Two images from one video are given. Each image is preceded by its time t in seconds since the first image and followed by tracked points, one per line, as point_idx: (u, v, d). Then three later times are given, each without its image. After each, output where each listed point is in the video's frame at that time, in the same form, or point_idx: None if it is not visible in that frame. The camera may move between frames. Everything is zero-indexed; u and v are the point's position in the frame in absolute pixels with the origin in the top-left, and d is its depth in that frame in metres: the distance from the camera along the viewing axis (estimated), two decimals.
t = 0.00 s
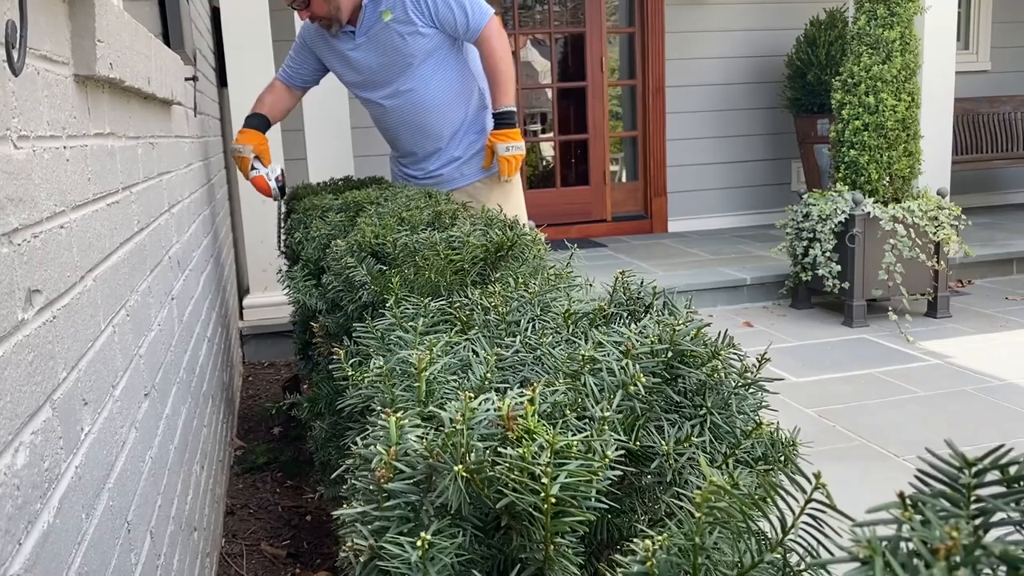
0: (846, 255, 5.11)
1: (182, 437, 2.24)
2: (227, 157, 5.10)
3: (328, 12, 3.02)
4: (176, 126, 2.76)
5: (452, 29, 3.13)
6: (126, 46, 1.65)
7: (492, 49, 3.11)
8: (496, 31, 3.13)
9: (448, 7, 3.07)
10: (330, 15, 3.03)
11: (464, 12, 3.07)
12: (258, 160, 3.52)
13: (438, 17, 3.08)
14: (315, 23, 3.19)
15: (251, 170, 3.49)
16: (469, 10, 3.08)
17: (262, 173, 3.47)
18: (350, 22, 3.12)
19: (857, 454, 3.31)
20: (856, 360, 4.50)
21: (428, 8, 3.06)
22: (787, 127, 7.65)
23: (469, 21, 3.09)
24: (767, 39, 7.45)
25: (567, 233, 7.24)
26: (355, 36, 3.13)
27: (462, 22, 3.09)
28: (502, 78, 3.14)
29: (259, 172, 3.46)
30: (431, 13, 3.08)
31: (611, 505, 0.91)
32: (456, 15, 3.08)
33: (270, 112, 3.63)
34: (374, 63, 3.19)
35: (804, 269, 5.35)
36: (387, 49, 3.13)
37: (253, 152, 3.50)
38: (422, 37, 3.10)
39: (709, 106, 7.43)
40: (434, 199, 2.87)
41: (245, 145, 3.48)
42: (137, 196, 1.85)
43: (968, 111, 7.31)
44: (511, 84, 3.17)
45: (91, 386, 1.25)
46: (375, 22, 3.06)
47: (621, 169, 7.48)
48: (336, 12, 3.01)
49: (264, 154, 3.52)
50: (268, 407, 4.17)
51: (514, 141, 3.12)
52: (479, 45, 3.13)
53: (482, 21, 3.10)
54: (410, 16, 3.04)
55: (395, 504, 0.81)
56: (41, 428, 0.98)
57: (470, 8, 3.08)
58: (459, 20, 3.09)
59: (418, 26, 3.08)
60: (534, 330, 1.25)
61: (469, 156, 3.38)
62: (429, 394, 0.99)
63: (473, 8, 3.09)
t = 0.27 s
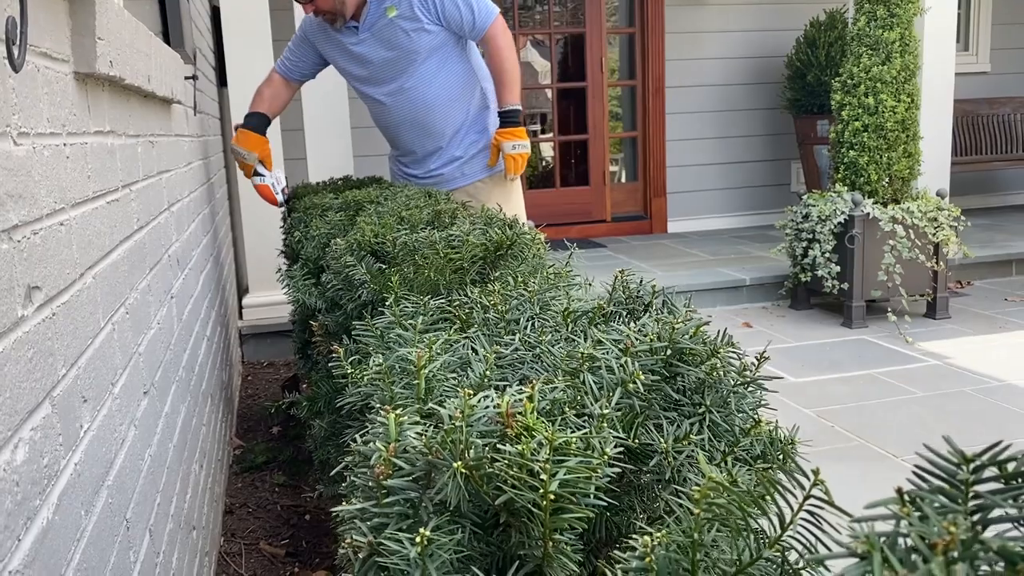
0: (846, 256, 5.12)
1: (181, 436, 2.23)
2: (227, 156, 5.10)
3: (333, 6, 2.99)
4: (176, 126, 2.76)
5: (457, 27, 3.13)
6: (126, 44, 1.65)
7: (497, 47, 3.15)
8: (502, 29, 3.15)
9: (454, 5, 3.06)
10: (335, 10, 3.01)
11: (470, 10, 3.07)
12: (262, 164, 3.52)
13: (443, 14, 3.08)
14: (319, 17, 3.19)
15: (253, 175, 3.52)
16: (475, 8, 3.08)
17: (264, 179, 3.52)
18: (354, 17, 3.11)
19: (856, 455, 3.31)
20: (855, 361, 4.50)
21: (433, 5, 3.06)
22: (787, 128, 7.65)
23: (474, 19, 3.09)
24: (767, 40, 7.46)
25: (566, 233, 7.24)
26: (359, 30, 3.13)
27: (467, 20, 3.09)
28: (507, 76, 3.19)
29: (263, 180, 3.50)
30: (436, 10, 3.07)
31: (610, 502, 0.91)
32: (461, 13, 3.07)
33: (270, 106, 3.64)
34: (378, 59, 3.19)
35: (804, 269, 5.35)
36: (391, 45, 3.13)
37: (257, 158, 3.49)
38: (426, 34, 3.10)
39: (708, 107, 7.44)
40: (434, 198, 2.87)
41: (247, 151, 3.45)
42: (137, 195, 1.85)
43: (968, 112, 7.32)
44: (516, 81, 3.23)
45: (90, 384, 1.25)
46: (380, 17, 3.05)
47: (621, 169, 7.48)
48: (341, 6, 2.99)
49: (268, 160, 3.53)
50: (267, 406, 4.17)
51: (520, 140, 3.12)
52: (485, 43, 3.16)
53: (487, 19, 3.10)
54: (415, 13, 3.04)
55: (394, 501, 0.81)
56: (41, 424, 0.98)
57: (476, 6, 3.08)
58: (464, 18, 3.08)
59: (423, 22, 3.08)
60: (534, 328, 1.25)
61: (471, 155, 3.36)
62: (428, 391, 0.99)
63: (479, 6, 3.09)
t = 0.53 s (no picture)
0: (845, 257, 5.12)
1: (181, 436, 2.23)
2: (227, 156, 5.10)
3: None
4: (176, 126, 2.76)
5: (460, 28, 3.12)
6: (128, 45, 1.66)
7: (500, 49, 3.11)
8: (504, 32, 3.11)
9: (458, 7, 3.05)
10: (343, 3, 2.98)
11: (474, 11, 3.06)
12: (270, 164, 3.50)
13: (447, 15, 3.07)
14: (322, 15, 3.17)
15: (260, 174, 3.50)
16: (479, 10, 3.07)
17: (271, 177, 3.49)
18: (358, 15, 3.10)
19: (856, 456, 3.31)
20: (854, 363, 4.50)
21: (437, 6, 3.05)
22: (786, 130, 7.65)
23: (478, 21, 3.08)
24: (768, 41, 7.46)
25: (566, 234, 7.24)
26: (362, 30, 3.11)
27: (471, 22, 3.08)
28: (509, 78, 3.15)
29: (269, 177, 3.48)
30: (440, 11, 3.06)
31: (610, 503, 0.91)
32: (464, 15, 3.07)
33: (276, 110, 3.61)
34: (379, 59, 3.18)
35: (803, 271, 5.35)
36: (394, 46, 3.12)
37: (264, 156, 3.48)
38: (430, 35, 3.09)
39: (708, 108, 7.44)
40: (434, 199, 2.87)
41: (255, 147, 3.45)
42: (137, 195, 1.85)
43: (968, 114, 7.31)
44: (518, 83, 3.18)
45: (90, 384, 1.25)
46: (384, 17, 3.04)
47: (621, 170, 7.48)
48: None
49: (275, 159, 3.50)
50: (266, 406, 4.17)
51: (521, 143, 3.11)
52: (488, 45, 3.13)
53: (491, 21, 3.09)
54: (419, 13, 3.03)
55: (394, 502, 0.81)
56: (40, 424, 0.98)
57: (480, 8, 3.07)
58: (468, 20, 3.07)
59: (427, 23, 3.07)
60: (534, 329, 1.25)
61: (472, 156, 3.37)
62: (429, 392, 0.99)
63: (483, 8, 3.08)
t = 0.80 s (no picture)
0: (845, 259, 5.12)
1: (179, 439, 2.23)
2: (226, 158, 5.09)
3: None
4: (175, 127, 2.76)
5: (467, 26, 3.12)
6: (128, 48, 1.66)
7: (507, 46, 3.10)
8: (512, 29, 3.12)
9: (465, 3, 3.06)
10: None
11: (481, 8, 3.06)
12: (265, 151, 3.38)
13: (454, 12, 3.08)
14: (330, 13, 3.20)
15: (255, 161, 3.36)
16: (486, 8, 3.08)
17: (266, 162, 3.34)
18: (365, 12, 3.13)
19: (855, 459, 3.31)
20: (854, 365, 4.50)
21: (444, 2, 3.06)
22: (786, 132, 7.65)
23: (485, 18, 3.08)
24: (767, 43, 7.45)
25: (565, 236, 7.24)
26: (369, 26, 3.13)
27: (477, 20, 3.09)
28: (518, 74, 3.13)
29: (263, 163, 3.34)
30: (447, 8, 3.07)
31: (610, 509, 0.90)
32: (471, 12, 3.07)
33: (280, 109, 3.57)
34: (386, 56, 3.18)
35: (803, 273, 5.35)
36: (400, 42, 3.12)
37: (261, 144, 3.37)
38: (436, 31, 3.09)
39: (708, 110, 7.44)
40: (434, 201, 2.86)
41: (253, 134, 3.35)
42: (136, 197, 1.85)
43: (967, 116, 7.30)
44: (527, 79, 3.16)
45: (89, 387, 1.24)
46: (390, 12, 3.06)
47: (620, 172, 7.48)
48: None
49: (272, 146, 3.39)
50: (266, 408, 4.16)
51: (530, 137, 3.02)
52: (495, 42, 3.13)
53: (498, 18, 3.10)
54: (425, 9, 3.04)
55: (394, 508, 0.81)
56: (39, 429, 0.97)
57: (487, 6, 3.08)
58: (475, 17, 3.07)
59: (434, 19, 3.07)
60: (534, 333, 1.25)
61: (478, 159, 3.31)
62: (429, 397, 0.99)
63: (490, 6, 3.08)
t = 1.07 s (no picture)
0: (845, 262, 5.12)
1: (179, 443, 2.23)
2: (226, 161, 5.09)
3: None
4: (175, 131, 2.76)
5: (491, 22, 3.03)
6: (127, 53, 1.66)
7: (533, 44, 3.06)
8: (536, 28, 3.07)
9: None
10: None
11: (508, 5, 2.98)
12: (264, 148, 3.26)
13: (480, 7, 2.99)
14: None
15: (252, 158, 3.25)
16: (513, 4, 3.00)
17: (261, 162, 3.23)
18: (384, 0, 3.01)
19: (854, 463, 3.31)
20: (853, 368, 4.50)
21: None
22: (785, 135, 7.65)
23: (511, 14, 3.00)
24: (767, 46, 7.45)
25: (565, 239, 7.25)
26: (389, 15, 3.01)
27: (503, 16, 3.00)
28: (544, 74, 3.10)
29: (259, 161, 3.22)
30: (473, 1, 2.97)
31: (610, 517, 0.90)
32: (497, 7, 2.99)
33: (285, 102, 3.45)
34: (404, 48, 3.06)
35: (802, 276, 5.36)
36: (421, 33, 3.00)
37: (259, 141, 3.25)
38: (460, 24, 2.99)
39: (707, 113, 7.44)
40: (434, 205, 2.86)
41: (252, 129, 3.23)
42: (136, 202, 1.85)
43: (967, 119, 7.30)
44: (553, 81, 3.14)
45: (88, 394, 1.24)
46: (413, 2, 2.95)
47: (620, 175, 7.48)
48: None
49: (271, 145, 3.27)
50: (265, 411, 4.16)
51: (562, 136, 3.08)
52: (520, 39, 3.06)
53: (525, 15, 3.02)
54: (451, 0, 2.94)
55: (393, 518, 0.81)
56: (38, 436, 0.97)
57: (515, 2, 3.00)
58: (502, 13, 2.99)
59: (458, 11, 2.98)
60: (533, 339, 1.24)
61: (492, 160, 3.18)
62: (428, 405, 0.99)
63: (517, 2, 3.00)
